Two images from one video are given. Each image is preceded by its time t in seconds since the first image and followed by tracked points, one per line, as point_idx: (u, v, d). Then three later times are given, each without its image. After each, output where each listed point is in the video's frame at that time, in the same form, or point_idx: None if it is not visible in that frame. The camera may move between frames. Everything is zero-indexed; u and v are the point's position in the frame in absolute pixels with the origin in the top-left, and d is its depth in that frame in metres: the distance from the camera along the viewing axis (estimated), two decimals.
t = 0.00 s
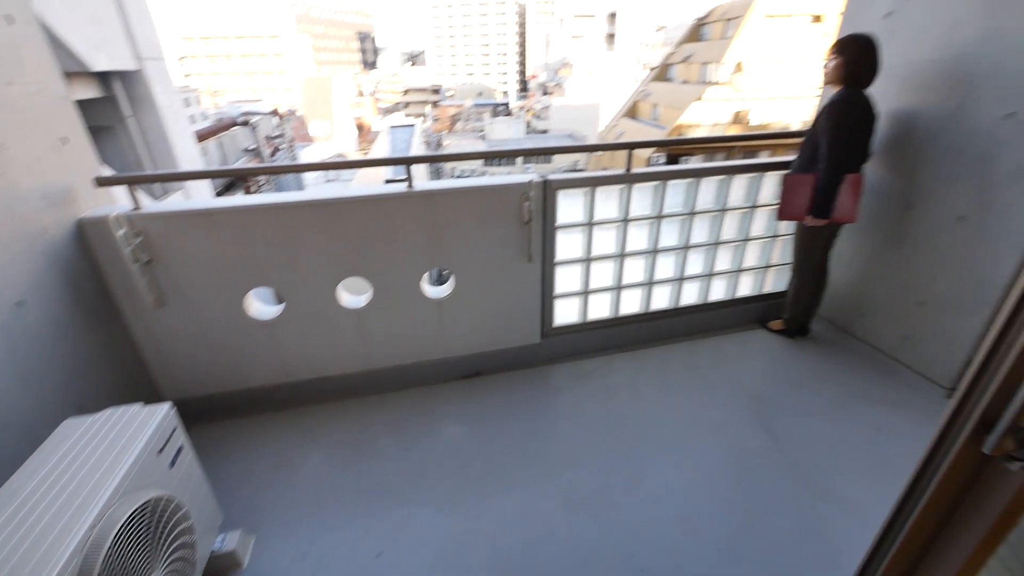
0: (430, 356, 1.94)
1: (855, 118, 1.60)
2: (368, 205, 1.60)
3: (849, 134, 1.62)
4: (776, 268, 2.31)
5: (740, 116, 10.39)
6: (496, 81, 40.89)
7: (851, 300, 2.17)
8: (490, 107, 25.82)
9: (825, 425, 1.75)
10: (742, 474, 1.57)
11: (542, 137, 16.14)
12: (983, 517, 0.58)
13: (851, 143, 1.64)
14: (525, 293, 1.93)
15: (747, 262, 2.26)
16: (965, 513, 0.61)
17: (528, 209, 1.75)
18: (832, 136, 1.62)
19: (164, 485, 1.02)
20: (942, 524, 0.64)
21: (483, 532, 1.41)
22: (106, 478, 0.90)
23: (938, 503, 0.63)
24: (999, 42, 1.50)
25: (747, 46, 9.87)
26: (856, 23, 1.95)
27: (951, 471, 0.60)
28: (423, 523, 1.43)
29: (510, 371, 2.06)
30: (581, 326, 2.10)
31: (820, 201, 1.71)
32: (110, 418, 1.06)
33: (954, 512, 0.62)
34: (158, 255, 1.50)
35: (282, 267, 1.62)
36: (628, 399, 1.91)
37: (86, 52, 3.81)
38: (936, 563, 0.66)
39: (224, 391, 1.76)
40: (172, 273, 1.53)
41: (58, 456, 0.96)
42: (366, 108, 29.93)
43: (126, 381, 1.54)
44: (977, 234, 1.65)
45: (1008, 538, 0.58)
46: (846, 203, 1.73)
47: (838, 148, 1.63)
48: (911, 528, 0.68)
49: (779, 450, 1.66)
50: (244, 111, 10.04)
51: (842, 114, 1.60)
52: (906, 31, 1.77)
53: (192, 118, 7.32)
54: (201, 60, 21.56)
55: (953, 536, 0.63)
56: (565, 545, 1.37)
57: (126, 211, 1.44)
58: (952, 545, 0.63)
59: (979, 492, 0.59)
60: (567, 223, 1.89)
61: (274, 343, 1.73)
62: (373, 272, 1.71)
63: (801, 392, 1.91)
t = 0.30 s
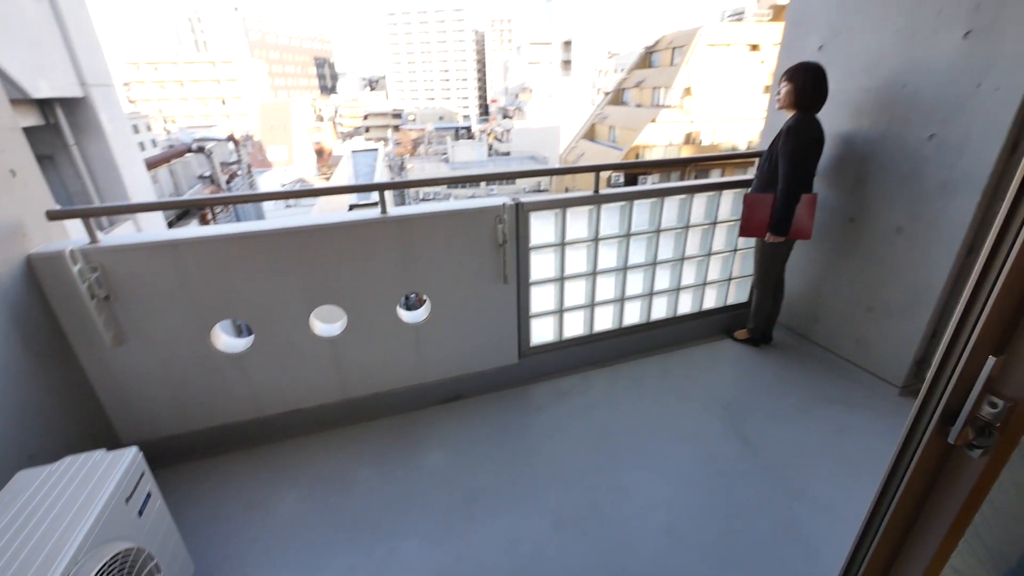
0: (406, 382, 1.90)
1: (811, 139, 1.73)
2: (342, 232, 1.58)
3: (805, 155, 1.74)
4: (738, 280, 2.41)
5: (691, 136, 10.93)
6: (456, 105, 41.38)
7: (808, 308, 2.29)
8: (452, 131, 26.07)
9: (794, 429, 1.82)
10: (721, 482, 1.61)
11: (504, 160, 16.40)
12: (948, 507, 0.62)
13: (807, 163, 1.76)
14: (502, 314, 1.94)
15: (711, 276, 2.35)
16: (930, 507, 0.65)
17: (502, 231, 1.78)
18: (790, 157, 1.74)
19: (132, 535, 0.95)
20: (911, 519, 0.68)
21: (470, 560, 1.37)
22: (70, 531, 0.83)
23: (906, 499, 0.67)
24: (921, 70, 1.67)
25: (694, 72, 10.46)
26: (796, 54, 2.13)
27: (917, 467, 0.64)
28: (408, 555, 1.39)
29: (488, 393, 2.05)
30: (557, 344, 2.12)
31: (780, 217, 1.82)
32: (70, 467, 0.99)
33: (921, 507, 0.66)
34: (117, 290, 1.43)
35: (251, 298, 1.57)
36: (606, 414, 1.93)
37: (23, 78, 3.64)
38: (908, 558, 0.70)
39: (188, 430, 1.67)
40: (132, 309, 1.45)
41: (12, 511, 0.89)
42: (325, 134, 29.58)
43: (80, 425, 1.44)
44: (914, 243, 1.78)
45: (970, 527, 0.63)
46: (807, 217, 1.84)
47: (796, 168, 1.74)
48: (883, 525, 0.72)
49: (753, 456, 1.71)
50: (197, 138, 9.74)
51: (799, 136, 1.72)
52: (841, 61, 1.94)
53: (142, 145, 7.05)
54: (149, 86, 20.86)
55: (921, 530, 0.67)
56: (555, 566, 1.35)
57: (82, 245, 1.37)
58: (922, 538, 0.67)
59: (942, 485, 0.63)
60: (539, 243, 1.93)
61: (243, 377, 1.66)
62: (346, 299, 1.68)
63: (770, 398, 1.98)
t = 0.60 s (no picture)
0: (398, 406, 1.87)
1: (796, 164, 1.79)
2: (334, 256, 1.58)
3: (790, 180, 1.80)
4: (725, 298, 2.45)
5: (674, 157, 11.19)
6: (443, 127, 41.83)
7: (795, 325, 2.33)
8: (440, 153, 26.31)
9: (786, 446, 1.83)
10: (716, 502, 1.60)
11: (492, 181, 16.55)
12: (948, 524, 0.62)
13: (792, 188, 1.81)
14: (495, 335, 1.94)
15: (699, 294, 2.39)
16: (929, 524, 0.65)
17: (495, 253, 1.79)
18: (777, 181, 1.79)
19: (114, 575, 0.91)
20: (909, 537, 0.68)
21: None
22: (51, 571, 0.80)
23: (905, 516, 0.67)
24: (892, 98, 1.75)
25: (674, 96, 10.79)
26: (773, 81, 2.22)
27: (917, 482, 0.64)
28: None
29: (481, 416, 2.02)
30: (549, 365, 2.12)
31: (764, 240, 1.87)
32: (51, 502, 0.95)
33: (920, 525, 0.67)
34: (102, 318, 1.40)
35: (240, 323, 1.54)
36: (600, 434, 1.92)
37: None
38: None
39: (172, 460, 1.62)
40: (117, 336, 1.42)
41: None
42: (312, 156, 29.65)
43: (59, 457, 1.39)
44: (893, 261, 1.83)
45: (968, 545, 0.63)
46: (793, 236, 1.89)
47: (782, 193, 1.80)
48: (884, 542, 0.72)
49: (747, 475, 1.71)
50: (182, 160, 9.69)
51: (785, 161, 1.78)
52: (816, 88, 2.02)
53: (125, 168, 7.00)
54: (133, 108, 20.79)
55: (921, 547, 0.67)
56: None
57: (68, 271, 1.35)
58: (922, 556, 0.67)
59: (941, 501, 0.63)
60: (531, 265, 1.94)
61: (230, 404, 1.62)
62: (338, 322, 1.66)
63: (761, 416, 2.00)
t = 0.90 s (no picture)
0: (394, 432, 1.85)
1: (794, 190, 1.83)
2: (331, 281, 1.59)
3: (784, 205, 1.83)
4: (721, 320, 2.46)
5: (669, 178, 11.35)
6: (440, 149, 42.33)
7: (791, 347, 2.33)
8: (437, 174, 26.58)
9: (785, 470, 1.82)
10: (716, 527, 1.58)
11: (488, 202, 16.70)
12: (940, 562, 0.62)
13: (787, 212, 1.85)
14: (492, 359, 1.94)
15: (695, 316, 2.40)
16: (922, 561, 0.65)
17: (492, 277, 1.80)
18: (775, 206, 1.83)
19: None
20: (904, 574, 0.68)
21: None
22: None
23: (898, 554, 0.67)
24: (878, 125, 1.80)
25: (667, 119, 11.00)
26: (762, 109, 2.28)
27: (909, 518, 0.65)
28: None
29: (478, 441, 2.00)
30: (546, 388, 2.11)
31: (760, 263, 1.89)
32: (40, 535, 0.94)
33: (914, 562, 0.66)
34: (98, 344, 1.39)
35: (236, 348, 1.54)
36: (598, 459, 1.90)
37: None
38: None
39: (163, 488, 1.59)
40: (112, 362, 1.42)
41: None
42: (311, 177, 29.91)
43: (48, 486, 1.37)
44: (885, 284, 1.85)
45: None
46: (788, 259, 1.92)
47: (777, 217, 1.83)
48: None
49: (747, 499, 1.69)
50: (182, 181, 9.76)
51: (783, 187, 1.81)
52: (804, 116, 2.08)
53: (123, 190, 7.03)
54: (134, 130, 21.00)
55: None
56: None
57: (65, 297, 1.35)
58: None
59: (933, 538, 0.63)
60: (528, 288, 1.95)
61: (224, 430, 1.61)
62: (334, 347, 1.66)
63: (760, 439, 1.99)
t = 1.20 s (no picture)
0: (393, 459, 1.82)
1: (794, 216, 1.84)
2: (333, 307, 1.59)
3: (786, 233, 1.85)
4: (723, 346, 2.45)
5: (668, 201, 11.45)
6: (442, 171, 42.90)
7: (794, 373, 2.32)
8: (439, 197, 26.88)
9: (791, 499, 1.78)
10: (721, 559, 1.54)
11: (490, 224, 16.83)
12: None
13: (788, 239, 1.86)
14: (492, 385, 1.92)
15: (697, 341, 2.39)
16: None
17: (493, 303, 1.81)
18: (775, 234, 1.84)
19: None
20: None
21: None
22: None
23: None
24: (873, 154, 1.82)
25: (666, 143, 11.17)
26: (758, 137, 2.32)
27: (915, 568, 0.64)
28: None
29: (477, 469, 1.97)
30: (547, 415, 2.09)
31: (764, 290, 1.90)
32: (30, 569, 0.92)
33: None
34: (97, 371, 1.39)
35: (236, 374, 1.53)
36: (600, 487, 1.86)
37: (11, 151, 3.73)
38: None
39: (157, 517, 1.56)
40: (111, 389, 1.41)
41: None
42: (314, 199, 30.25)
43: (41, 515, 1.34)
44: (886, 310, 1.85)
45: None
46: (790, 286, 1.92)
47: (779, 245, 1.84)
48: None
49: (752, 530, 1.65)
50: (187, 204, 9.88)
51: (783, 215, 1.83)
52: (800, 144, 2.12)
53: (128, 212, 7.10)
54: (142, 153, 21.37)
55: None
56: None
57: (67, 324, 1.35)
58: None
59: None
60: (529, 313, 1.95)
61: (221, 457, 1.59)
62: (334, 373, 1.65)
63: (765, 467, 1.95)
